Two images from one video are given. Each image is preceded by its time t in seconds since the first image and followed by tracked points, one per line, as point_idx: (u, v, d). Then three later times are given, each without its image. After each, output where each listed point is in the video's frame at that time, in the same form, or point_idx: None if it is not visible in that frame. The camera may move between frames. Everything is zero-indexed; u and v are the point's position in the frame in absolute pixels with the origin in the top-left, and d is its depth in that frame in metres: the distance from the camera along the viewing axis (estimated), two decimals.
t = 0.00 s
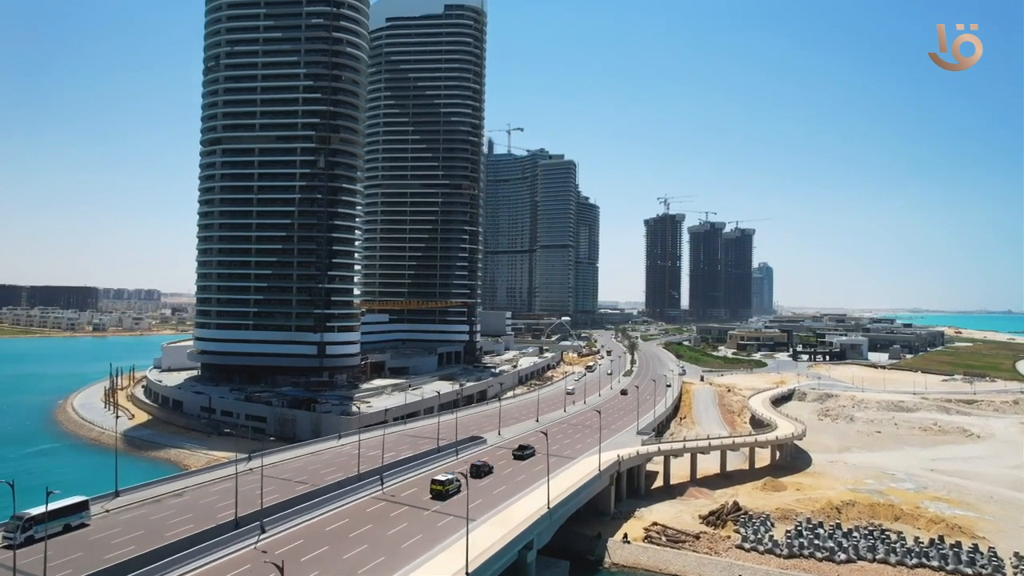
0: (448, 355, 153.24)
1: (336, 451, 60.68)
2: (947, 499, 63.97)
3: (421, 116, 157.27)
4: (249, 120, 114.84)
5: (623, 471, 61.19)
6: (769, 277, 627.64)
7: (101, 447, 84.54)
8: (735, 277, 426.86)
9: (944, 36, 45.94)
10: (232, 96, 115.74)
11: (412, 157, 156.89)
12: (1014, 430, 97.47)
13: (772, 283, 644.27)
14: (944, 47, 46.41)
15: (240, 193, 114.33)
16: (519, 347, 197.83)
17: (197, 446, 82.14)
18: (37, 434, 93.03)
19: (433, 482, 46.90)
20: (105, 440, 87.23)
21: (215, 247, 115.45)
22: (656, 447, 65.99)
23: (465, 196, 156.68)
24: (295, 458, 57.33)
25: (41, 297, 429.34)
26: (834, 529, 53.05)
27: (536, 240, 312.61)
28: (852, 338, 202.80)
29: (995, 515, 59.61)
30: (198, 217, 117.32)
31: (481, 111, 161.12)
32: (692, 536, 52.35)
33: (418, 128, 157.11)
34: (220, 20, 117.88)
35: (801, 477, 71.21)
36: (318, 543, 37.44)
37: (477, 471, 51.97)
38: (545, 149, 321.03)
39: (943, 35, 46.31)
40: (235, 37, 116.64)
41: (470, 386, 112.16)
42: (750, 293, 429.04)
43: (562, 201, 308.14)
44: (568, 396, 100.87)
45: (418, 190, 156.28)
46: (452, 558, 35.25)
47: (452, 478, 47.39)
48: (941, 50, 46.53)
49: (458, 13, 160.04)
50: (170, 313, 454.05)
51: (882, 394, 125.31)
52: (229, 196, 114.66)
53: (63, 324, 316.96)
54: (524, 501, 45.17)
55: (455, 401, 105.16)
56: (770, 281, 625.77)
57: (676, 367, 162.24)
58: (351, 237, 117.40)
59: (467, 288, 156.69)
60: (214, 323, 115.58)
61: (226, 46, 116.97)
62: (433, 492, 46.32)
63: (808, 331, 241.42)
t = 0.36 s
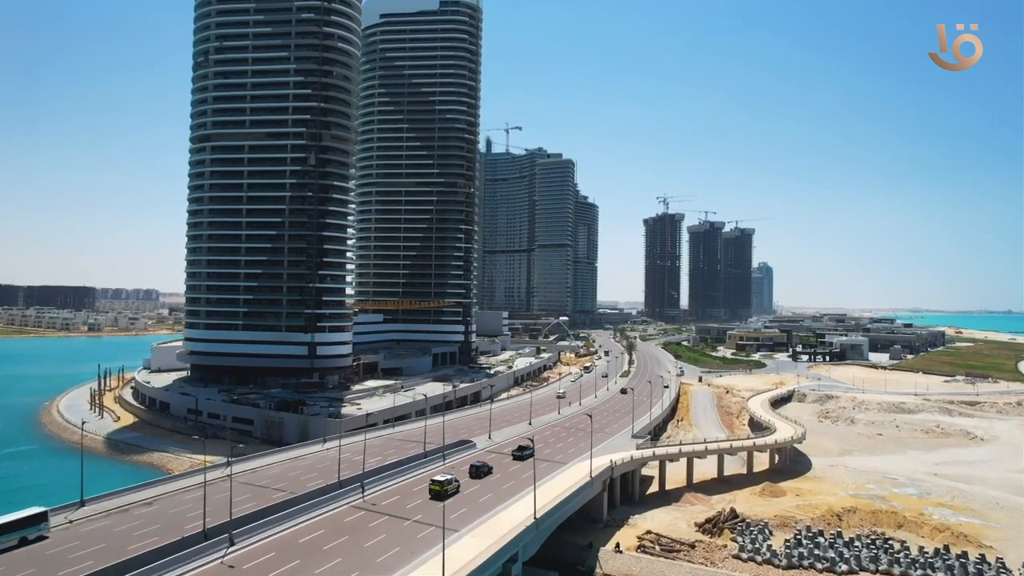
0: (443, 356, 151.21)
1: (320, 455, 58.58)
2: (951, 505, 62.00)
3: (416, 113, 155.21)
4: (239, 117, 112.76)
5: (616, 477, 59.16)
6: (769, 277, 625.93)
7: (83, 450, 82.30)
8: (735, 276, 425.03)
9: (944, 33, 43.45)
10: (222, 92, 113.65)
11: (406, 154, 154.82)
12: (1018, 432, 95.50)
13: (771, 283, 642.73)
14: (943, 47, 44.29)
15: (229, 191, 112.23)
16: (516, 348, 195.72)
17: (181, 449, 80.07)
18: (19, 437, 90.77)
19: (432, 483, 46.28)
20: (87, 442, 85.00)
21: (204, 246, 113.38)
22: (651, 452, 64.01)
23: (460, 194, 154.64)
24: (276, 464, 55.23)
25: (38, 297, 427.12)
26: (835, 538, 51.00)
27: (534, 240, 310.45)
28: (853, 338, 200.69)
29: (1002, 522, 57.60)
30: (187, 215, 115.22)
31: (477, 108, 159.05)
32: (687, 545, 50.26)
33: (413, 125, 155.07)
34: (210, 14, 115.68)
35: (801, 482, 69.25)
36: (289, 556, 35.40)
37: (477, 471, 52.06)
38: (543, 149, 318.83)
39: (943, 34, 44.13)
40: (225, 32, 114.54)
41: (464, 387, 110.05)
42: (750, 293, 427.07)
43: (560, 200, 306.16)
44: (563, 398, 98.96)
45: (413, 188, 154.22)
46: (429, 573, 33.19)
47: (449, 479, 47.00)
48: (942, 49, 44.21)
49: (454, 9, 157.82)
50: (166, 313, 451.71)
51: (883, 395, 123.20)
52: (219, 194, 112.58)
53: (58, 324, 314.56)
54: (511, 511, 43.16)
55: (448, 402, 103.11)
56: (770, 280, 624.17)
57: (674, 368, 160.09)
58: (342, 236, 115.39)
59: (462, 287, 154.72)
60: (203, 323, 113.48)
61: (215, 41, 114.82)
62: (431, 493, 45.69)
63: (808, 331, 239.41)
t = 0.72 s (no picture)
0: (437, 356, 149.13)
1: (302, 460, 56.46)
2: (956, 511, 59.97)
3: (411, 111, 153.19)
4: (228, 113, 110.72)
5: (610, 483, 57.14)
6: (769, 277, 624.46)
7: (64, 453, 80.13)
8: (735, 276, 423.21)
9: (943, 36, 42.27)
10: (211, 88, 111.55)
11: (401, 152, 152.82)
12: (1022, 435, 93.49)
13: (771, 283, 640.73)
14: (944, 47, 42.98)
15: (219, 188, 110.16)
16: (513, 347, 193.75)
17: (165, 452, 77.97)
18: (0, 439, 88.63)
19: (431, 483, 46.86)
20: (69, 445, 82.85)
21: (193, 245, 111.25)
22: (645, 456, 62.00)
23: (455, 192, 152.67)
24: (255, 469, 53.11)
25: (34, 297, 424.30)
26: (837, 547, 48.90)
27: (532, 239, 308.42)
28: (853, 338, 198.65)
29: (1009, 530, 55.56)
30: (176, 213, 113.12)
31: (473, 105, 157.11)
32: (682, 554, 48.17)
33: (408, 122, 153.04)
34: (199, 9, 113.48)
35: (801, 487, 67.25)
36: (257, 571, 33.41)
37: (477, 471, 51.90)
38: (541, 147, 316.70)
39: (943, 34, 42.94)
40: (214, 26, 112.40)
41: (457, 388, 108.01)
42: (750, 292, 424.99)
43: (558, 199, 304.01)
44: (557, 399, 97.09)
45: (408, 186, 152.20)
46: None
47: (449, 479, 47.56)
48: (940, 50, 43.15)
49: (449, 5, 155.81)
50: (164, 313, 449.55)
51: (885, 396, 121.17)
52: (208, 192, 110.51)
53: (53, 324, 312.42)
54: (495, 521, 41.18)
55: (441, 404, 101.11)
56: (770, 280, 622.68)
57: (672, 368, 158.03)
58: (334, 234, 113.39)
59: (458, 287, 152.82)
60: (192, 323, 111.34)
61: (205, 36, 112.65)
62: (430, 493, 46.24)
63: (808, 331, 237.41)
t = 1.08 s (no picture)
0: (432, 357, 147.19)
1: (283, 467, 54.37)
2: (961, 519, 57.88)
3: (405, 108, 151.17)
4: (217, 110, 108.67)
5: (603, 490, 55.15)
6: (769, 277, 622.95)
7: (44, 457, 77.91)
8: (735, 276, 421.98)
9: (943, 38, 41.33)
10: (200, 84, 109.38)
11: (395, 149, 150.75)
12: None
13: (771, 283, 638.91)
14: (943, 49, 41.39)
15: (207, 186, 108.13)
16: (510, 348, 191.81)
17: (147, 456, 75.80)
18: None
19: (430, 483, 46.71)
20: (50, 449, 80.67)
21: (181, 244, 109.16)
22: (639, 462, 59.98)
23: (451, 191, 150.67)
24: (232, 477, 51.01)
25: (30, 297, 422.02)
26: (838, 558, 46.78)
27: (531, 238, 306.31)
28: (853, 339, 196.70)
29: (1017, 538, 53.49)
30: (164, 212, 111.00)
31: (468, 103, 155.11)
32: (677, 565, 46.09)
33: (402, 120, 151.03)
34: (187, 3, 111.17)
35: (800, 493, 65.21)
36: None
37: (476, 472, 52.16)
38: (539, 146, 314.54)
39: (943, 37, 41.27)
40: (203, 21, 110.10)
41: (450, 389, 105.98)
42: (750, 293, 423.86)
43: (557, 198, 301.96)
44: (552, 402, 95.13)
45: (402, 185, 150.10)
46: None
47: (447, 480, 47.31)
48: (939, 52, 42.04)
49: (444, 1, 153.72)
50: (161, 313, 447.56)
51: (886, 398, 119.20)
52: (197, 189, 108.41)
53: (48, 324, 310.84)
54: (479, 534, 39.20)
55: (433, 406, 99.07)
56: (770, 280, 621.10)
57: (669, 369, 156.15)
58: (325, 233, 111.43)
59: (453, 287, 150.91)
60: (181, 324, 109.22)
61: (193, 31, 110.39)
62: (428, 494, 46.20)
63: (808, 331, 235.54)
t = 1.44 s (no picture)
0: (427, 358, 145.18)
1: (262, 473, 52.25)
2: (967, 527, 55.87)
3: (399, 105, 149.06)
4: (206, 106, 106.54)
5: (594, 498, 53.10)
6: (769, 277, 621.64)
7: (22, 461, 75.71)
8: (734, 275, 421.39)
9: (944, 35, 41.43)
10: (188, 80, 107.24)
11: (390, 147, 148.68)
12: None
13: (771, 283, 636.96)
14: (943, 50, 41.15)
15: (196, 184, 106.13)
16: (507, 348, 189.91)
17: (129, 460, 73.71)
18: None
19: (429, 484, 47.14)
20: (30, 453, 78.51)
21: (170, 243, 107.03)
22: (633, 467, 57.92)
23: (446, 189, 148.67)
24: (208, 484, 48.87)
25: (27, 297, 419.75)
26: (840, 569, 44.78)
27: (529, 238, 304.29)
28: (853, 339, 194.72)
29: None
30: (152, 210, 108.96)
31: (463, 100, 153.10)
32: None
33: (396, 118, 148.93)
34: None
35: (800, 499, 63.18)
36: None
37: (477, 472, 51.74)
38: (538, 145, 312.27)
39: (942, 35, 41.08)
40: (191, 16, 108.04)
41: (443, 391, 103.97)
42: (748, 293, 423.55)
43: (555, 197, 299.98)
44: (546, 403, 93.22)
45: (397, 183, 148.01)
46: None
47: (446, 480, 47.74)
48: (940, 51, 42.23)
49: None
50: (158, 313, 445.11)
51: (887, 399, 117.22)
52: (185, 187, 106.40)
53: (42, 324, 308.62)
54: (460, 546, 37.27)
55: (425, 408, 97.09)
56: (770, 280, 619.90)
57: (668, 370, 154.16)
58: (316, 232, 109.45)
59: (448, 287, 149.00)
60: (169, 324, 107.09)
61: (181, 26, 108.25)
62: (428, 495, 46.56)
63: (808, 331, 233.50)
